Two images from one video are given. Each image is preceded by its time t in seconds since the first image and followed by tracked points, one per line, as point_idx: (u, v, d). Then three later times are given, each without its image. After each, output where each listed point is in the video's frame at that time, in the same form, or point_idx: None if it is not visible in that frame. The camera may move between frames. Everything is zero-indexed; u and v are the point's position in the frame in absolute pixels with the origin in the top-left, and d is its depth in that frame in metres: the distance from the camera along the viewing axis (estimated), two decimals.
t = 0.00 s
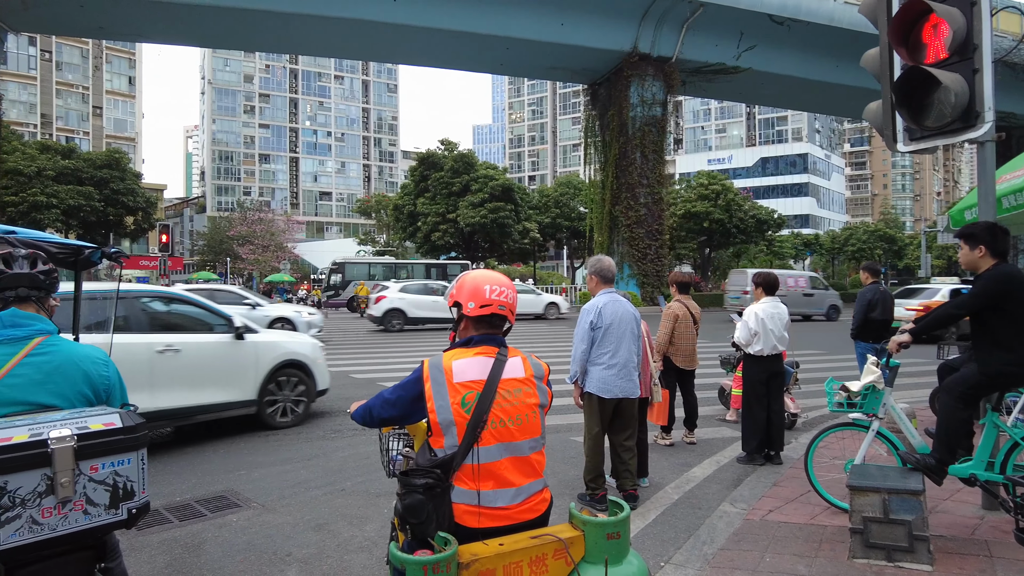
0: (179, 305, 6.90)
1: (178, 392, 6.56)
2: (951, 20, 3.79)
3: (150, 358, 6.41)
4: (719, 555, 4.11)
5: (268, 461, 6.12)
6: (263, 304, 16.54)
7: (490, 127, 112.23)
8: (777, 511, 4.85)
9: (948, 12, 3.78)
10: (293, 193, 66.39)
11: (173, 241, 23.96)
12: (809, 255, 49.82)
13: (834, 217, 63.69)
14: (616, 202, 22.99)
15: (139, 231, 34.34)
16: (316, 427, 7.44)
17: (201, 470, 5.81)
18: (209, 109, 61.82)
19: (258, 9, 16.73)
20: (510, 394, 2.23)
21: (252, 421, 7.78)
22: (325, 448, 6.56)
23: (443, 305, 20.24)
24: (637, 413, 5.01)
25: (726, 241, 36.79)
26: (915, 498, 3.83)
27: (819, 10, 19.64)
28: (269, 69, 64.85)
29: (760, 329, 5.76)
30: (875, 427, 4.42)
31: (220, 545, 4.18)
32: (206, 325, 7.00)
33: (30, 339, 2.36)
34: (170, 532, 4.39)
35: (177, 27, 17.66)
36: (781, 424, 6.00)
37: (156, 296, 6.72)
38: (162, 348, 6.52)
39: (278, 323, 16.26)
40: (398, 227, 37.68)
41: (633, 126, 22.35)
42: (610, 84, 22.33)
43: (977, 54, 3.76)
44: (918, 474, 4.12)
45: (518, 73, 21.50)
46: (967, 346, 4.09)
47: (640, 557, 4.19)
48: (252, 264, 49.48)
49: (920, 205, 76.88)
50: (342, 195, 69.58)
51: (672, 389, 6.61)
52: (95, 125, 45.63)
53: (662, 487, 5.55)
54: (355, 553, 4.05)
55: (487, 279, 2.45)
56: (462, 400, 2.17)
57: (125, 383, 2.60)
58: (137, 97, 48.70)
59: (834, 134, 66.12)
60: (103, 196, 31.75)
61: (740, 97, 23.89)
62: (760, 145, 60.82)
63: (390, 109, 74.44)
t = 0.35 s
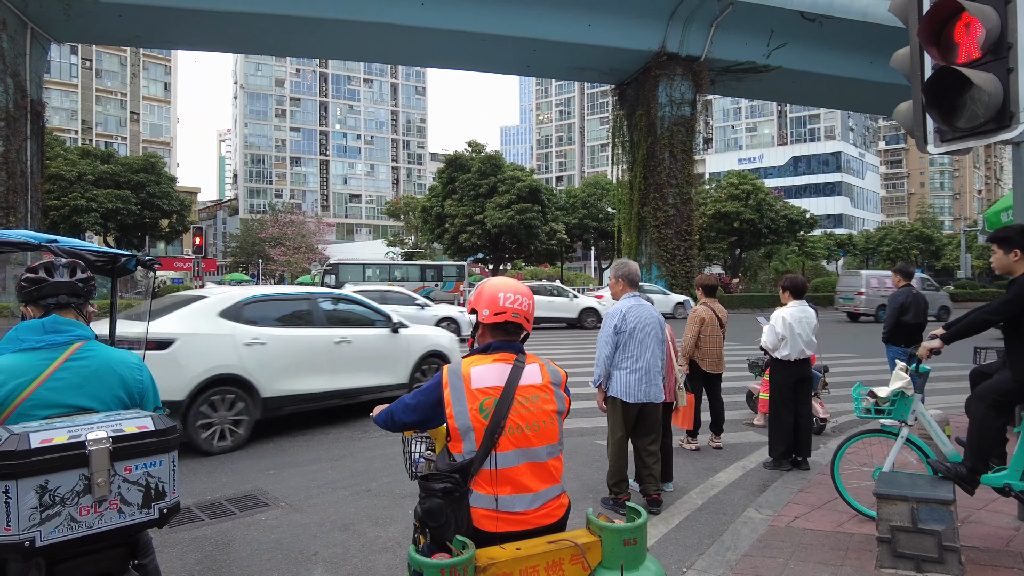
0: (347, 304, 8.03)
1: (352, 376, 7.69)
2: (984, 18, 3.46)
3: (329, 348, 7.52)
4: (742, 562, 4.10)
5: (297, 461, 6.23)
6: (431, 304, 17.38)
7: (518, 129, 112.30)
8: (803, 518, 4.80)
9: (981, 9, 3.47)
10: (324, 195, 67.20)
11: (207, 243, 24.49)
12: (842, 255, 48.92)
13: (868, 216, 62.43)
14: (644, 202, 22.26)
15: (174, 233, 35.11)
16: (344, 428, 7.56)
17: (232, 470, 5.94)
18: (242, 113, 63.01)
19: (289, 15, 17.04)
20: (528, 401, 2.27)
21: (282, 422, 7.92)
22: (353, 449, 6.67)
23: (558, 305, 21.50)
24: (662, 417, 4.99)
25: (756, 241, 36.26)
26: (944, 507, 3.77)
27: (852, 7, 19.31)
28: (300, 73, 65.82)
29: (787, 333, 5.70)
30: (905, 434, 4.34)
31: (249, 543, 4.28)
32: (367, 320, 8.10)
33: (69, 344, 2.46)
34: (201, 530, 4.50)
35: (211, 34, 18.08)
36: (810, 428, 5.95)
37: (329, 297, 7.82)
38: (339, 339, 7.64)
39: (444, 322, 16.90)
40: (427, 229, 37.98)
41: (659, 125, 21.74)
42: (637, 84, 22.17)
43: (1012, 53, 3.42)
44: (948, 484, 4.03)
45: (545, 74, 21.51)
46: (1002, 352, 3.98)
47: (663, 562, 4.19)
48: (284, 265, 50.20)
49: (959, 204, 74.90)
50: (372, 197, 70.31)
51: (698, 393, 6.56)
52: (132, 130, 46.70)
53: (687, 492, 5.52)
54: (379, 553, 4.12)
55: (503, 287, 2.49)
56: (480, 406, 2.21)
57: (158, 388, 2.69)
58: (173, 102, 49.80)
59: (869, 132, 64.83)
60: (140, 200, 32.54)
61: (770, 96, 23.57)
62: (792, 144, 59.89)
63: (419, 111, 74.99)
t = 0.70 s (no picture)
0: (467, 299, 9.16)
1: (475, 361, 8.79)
2: (994, 10, 3.35)
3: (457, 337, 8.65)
4: (746, 561, 4.09)
5: (303, 459, 6.28)
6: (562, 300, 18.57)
7: (529, 128, 112.20)
8: (809, 517, 4.77)
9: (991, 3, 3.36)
10: (335, 195, 67.38)
11: (219, 243, 24.68)
12: (855, 254, 48.45)
13: (882, 215, 61.89)
14: (654, 200, 22.07)
15: (187, 233, 35.34)
16: (351, 426, 7.61)
17: (240, 467, 6.00)
18: (254, 114, 63.41)
19: (300, 15, 17.15)
20: (525, 398, 2.28)
21: (290, 419, 7.99)
22: (359, 447, 6.72)
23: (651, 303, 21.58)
24: (666, 416, 4.99)
25: (768, 240, 36.07)
26: (951, 506, 3.74)
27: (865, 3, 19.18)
28: (311, 73, 66.20)
29: (795, 332, 5.67)
30: (912, 432, 4.31)
31: (254, 539, 4.32)
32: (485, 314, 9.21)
33: (73, 341, 2.49)
34: (207, 526, 4.55)
35: (223, 36, 18.23)
36: (817, 428, 5.92)
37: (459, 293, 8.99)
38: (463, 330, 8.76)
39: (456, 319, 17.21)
40: (437, 229, 38.08)
41: (669, 124, 21.55)
42: (648, 82, 22.06)
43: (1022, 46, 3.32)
44: (956, 483, 4.00)
45: (555, 73, 21.48)
46: (1011, 350, 3.92)
47: (666, 560, 4.18)
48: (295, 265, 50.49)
49: (975, 202, 74.02)
50: (383, 197, 70.52)
51: (705, 392, 6.53)
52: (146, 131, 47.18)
53: (692, 491, 5.52)
54: (382, 551, 4.14)
55: (503, 283, 2.49)
56: (476, 403, 2.21)
57: (160, 384, 2.73)
58: (186, 103, 50.14)
59: (882, 130, 64.28)
60: (153, 200, 32.80)
61: (782, 94, 23.43)
62: (804, 141, 59.41)
63: (429, 111, 75.11)
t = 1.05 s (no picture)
0: (566, 297, 10.76)
1: (574, 352, 10.54)
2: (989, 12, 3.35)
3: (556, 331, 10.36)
4: (743, 561, 4.09)
5: (302, 458, 6.31)
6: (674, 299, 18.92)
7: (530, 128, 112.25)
8: (806, 517, 4.80)
9: (986, 4, 3.38)
10: (336, 195, 67.38)
11: (220, 243, 24.71)
12: (857, 254, 48.37)
13: (884, 214, 61.84)
14: (655, 200, 22.06)
15: (188, 233, 35.38)
16: (350, 425, 7.63)
17: (239, 466, 6.03)
18: (255, 113, 63.49)
19: (301, 15, 17.18)
20: (520, 398, 2.29)
21: (289, 418, 8.01)
22: (358, 446, 6.74)
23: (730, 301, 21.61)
24: (664, 416, 5.00)
25: (769, 240, 36.10)
26: (946, 507, 3.75)
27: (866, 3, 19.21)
28: (312, 73, 66.28)
29: (795, 331, 5.67)
30: (908, 432, 4.31)
31: (253, 539, 4.34)
32: (583, 310, 10.81)
33: (72, 341, 2.51)
34: (207, 525, 4.57)
35: (224, 36, 18.26)
36: (815, 428, 5.93)
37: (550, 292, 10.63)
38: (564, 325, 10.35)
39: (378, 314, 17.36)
40: (438, 228, 38.12)
41: (670, 124, 21.54)
42: (649, 81, 22.01)
43: (1018, 47, 3.33)
44: (951, 483, 4.01)
45: (556, 72, 21.48)
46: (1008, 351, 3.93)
47: (663, 560, 4.20)
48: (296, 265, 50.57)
49: (977, 201, 73.86)
50: (384, 197, 70.58)
51: (704, 391, 6.55)
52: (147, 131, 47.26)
53: (690, 491, 5.53)
54: (380, 550, 4.16)
55: (502, 284, 2.51)
56: (471, 403, 2.24)
57: (158, 385, 2.75)
58: (187, 103, 50.19)
59: (884, 129, 64.23)
60: (154, 199, 32.79)
61: (783, 94, 23.45)
62: (806, 141, 59.35)
63: (431, 111, 75.12)
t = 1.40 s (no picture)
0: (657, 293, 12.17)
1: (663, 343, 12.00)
2: (981, 17, 3.40)
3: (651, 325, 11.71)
4: (738, 559, 4.14)
5: (301, 457, 6.34)
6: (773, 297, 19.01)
7: (528, 129, 112.45)
8: (801, 515, 4.85)
9: (978, 8, 3.42)
10: (334, 195, 67.36)
11: (218, 243, 24.71)
12: (854, 255, 48.46)
13: (880, 215, 62.00)
14: (653, 200, 22.09)
15: (186, 233, 35.39)
16: (349, 425, 7.66)
17: (238, 465, 6.07)
18: (253, 113, 63.48)
19: (300, 16, 17.22)
20: (518, 397, 2.33)
21: (287, 418, 8.04)
22: (357, 445, 6.78)
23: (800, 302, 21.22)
24: (660, 415, 5.06)
25: (767, 241, 36.14)
26: (937, 505, 3.81)
27: (862, 4, 19.31)
28: (310, 73, 66.32)
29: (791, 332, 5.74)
30: (902, 432, 4.36)
31: (253, 537, 4.38)
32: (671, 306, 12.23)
33: (77, 341, 2.55)
34: (207, 524, 4.61)
35: (221, 35, 18.26)
36: (810, 428, 5.99)
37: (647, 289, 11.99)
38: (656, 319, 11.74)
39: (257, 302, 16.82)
40: (436, 229, 38.17)
41: (668, 124, 21.56)
42: (647, 82, 22.06)
43: (1008, 52, 3.38)
44: (943, 481, 4.05)
45: (554, 73, 21.53)
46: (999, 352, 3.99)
47: (659, 558, 4.24)
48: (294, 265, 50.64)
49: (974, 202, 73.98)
50: (382, 197, 70.59)
51: (701, 391, 6.60)
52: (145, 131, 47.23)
53: (686, 490, 5.59)
54: (380, 548, 4.20)
55: (502, 285, 2.55)
56: (471, 401, 2.28)
57: (161, 384, 2.78)
58: (185, 102, 50.17)
59: (881, 130, 64.45)
60: (151, 199, 32.77)
61: (780, 95, 23.53)
62: (803, 142, 59.48)
63: (429, 111, 75.09)
